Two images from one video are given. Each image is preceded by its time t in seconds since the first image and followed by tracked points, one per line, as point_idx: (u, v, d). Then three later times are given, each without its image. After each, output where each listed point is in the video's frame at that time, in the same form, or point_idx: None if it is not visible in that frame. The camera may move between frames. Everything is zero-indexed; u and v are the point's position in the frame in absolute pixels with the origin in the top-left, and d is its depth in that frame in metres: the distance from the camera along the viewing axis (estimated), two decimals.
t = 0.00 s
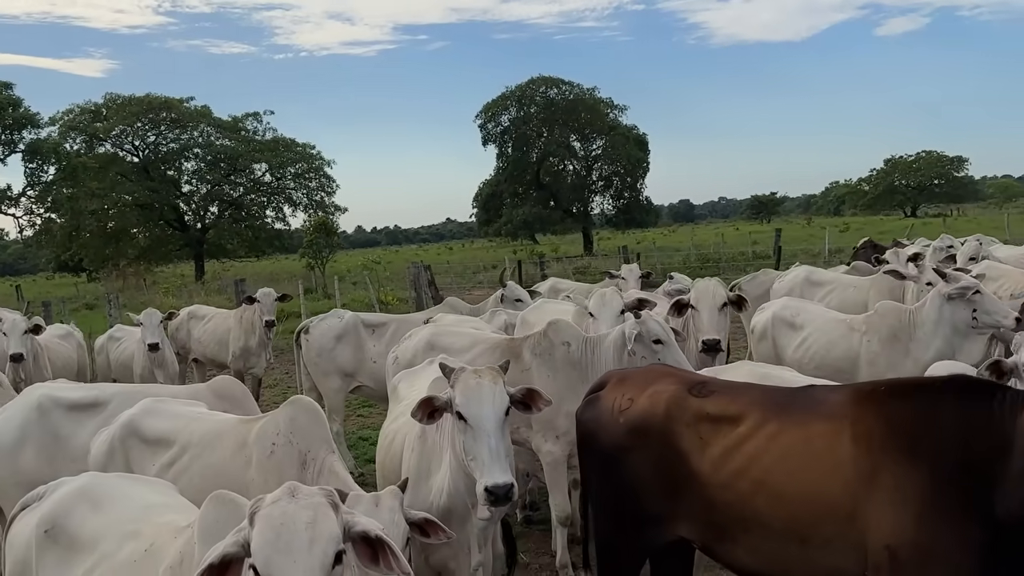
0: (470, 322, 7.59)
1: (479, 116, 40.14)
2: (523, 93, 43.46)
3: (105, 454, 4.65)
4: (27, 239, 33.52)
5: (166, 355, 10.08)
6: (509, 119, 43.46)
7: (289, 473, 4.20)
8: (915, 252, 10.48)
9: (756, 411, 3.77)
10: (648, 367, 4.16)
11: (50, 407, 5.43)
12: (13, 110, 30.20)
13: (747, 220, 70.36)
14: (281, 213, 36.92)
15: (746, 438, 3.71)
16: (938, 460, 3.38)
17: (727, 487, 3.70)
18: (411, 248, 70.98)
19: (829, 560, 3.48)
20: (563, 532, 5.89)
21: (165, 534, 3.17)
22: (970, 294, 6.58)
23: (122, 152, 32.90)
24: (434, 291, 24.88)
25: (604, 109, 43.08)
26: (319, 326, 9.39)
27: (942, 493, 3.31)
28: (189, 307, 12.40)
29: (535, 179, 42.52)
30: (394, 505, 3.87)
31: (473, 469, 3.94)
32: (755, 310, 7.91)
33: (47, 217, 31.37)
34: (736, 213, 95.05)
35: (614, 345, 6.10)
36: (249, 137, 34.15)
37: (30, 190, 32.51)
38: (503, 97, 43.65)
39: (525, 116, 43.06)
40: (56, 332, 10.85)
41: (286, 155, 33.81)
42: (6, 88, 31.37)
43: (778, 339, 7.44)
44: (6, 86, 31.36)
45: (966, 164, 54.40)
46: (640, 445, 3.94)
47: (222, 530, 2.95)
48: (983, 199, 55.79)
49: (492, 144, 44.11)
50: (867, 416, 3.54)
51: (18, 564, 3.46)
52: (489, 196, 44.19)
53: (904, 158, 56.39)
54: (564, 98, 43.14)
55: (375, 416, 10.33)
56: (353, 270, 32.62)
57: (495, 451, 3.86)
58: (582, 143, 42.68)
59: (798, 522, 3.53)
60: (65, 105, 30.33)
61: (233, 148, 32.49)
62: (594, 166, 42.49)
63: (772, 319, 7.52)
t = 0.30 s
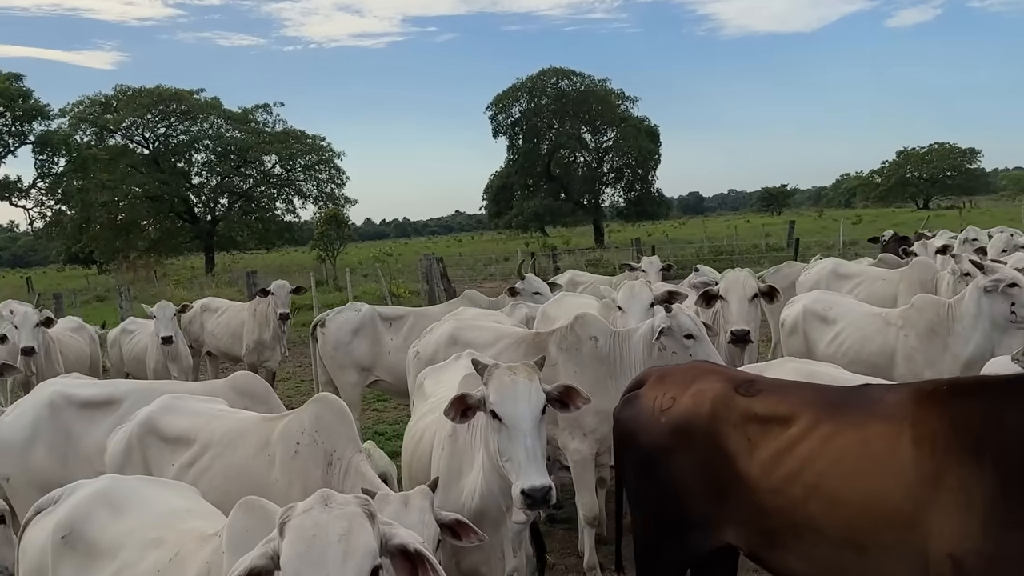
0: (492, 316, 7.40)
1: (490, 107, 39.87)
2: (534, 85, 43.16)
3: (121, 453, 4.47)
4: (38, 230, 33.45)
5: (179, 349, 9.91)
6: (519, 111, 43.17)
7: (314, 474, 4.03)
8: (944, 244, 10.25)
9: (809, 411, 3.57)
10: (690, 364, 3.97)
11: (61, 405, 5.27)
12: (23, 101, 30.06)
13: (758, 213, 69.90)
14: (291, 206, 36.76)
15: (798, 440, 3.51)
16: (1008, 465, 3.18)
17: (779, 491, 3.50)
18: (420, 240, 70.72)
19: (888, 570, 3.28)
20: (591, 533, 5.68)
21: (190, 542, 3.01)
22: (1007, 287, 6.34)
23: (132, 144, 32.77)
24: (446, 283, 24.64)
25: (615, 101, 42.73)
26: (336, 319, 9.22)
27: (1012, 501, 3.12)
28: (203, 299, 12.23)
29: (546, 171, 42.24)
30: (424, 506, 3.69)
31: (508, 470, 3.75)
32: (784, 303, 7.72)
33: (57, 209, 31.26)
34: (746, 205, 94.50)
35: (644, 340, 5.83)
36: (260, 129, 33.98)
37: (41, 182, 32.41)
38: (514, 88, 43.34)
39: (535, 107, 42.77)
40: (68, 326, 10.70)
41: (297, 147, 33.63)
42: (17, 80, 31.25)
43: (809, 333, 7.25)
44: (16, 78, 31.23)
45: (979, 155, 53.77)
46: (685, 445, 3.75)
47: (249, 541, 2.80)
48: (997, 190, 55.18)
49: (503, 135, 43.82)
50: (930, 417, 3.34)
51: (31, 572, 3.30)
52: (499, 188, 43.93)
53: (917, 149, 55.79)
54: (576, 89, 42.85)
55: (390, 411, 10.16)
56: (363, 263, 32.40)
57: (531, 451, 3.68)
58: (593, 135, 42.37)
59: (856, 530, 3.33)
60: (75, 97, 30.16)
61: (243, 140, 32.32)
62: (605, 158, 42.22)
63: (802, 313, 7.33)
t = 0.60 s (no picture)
0: (520, 309, 7.21)
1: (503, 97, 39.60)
2: (549, 75, 42.83)
3: (140, 451, 4.28)
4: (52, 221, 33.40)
5: (196, 340, 9.72)
6: (534, 102, 42.86)
7: (342, 476, 3.82)
8: (977, 235, 9.99)
9: (870, 410, 3.35)
10: (740, 361, 3.76)
11: (76, 402, 5.10)
12: (37, 91, 29.95)
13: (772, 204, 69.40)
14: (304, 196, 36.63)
15: (861, 441, 3.30)
16: None
17: (837, 495, 3.30)
18: (432, 232, 70.47)
19: None
20: (623, 532, 5.44)
21: (219, 549, 2.82)
22: None
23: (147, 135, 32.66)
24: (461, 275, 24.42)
25: (630, 91, 42.38)
26: (356, 311, 9.03)
27: None
28: (219, 291, 12.06)
29: (560, 162, 41.91)
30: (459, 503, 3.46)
31: (548, 470, 3.55)
32: (820, 296, 7.49)
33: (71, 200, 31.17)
34: (759, 197, 93.93)
35: (677, 334, 5.64)
36: (274, 120, 33.85)
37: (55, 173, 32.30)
38: (529, 79, 43.02)
39: (550, 98, 42.45)
40: (84, 317, 10.54)
41: (310, 137, 33.48)
42: (31, 70, 31.16)
43: (846, 327, 7.02)
44: (31, 68, 31.14)
45: (997, 146, 53.18)
46: (737, 447, 3.54)
47: (285, 551, 2.61)
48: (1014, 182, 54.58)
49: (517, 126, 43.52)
50: (1003, 418, 3.12)
51: None
52: (513, 179, 43.67)
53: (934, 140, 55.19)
54: (590, 79, 42.54)
55: (410, 405, 9.97)
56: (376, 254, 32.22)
57: (574, 450, 3.46)
58: (607, 125, 42.03)
59: (924, 538, 3.11)
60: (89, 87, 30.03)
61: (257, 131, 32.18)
62: (620, 149, 41.92)
63: (840, 305, 7.09)
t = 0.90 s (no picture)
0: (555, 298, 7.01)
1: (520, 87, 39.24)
2: (566, 64, 42.42)
3: (170, 442, 4.12)
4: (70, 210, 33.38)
5: (219, 331, 9.58)
6: (552, 92, 42.45)
7: (382, 470, 3.64)
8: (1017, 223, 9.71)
9: (946, 404, 3.14)
10: (804, 353, 3.56)
11: (101, 393, 4.95)
12: (56, 80, 29.87)
13: (789, 195, 68.77)
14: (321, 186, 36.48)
15: (938, 438, 3.09)
16: None
17: (911, 495, 3.09)
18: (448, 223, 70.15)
19: None
20: (665, 528, 5.28)
21: (259, 548, 2.64)
22: None
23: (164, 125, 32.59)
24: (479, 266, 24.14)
25: (648, 81, 41.94)
26: (382, 300, 8.85)
27: None
28: (241, 279, 11.93)
29: (578, 152, 41.40)
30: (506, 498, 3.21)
31: (602, 467, 3.34)
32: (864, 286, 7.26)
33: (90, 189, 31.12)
34: (776, 188, 93.18)
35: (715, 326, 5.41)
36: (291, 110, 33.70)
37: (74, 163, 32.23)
38: (546, 68, 42.62)
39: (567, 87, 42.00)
40: (106, 306, 10.42)
41: (327, 127, 33.31)
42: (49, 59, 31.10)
43: (891, 316, 6.79)
44: (49, 57, 31.07)
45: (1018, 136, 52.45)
46: (803, 442, 3.34)
47: (332, 553, 2.43)
48: None
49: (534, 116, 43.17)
50: None
51: None
52: (530, 169, 43.36)
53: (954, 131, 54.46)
54: (608, 69, 42.17)
55: (435, 395, 9.80)
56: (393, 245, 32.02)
57: (631, 445, 3.26)
58: (625, 115, 41.64)
59: (1007, 543, 2.90)
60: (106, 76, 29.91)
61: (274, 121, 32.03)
62: (638, 139, 41.55)
63: (885, 294, 6.86)
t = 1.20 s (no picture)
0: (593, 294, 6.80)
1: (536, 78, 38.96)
2: (583, 56, 42.12)
3: (212, 446, 3.93)
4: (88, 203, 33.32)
5: (246, 325, 9.42)
6: (567, 83, 42.14)
7: (437, 477, 3.44)
8: None
9: None
10: (887, 354, 3.35)
11: (137, 392, 4.78)
12: (73, 72, 29.69)
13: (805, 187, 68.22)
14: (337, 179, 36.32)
15: None
16: None
17: (1012, 509, 2.89)
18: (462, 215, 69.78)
19: None
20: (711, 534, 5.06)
21: (325, 558, 2.45)
22: None
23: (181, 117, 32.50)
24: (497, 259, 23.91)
25: (665, 72, 41.57)
26: (412, 294, 8.65)
27: None
28: (264, 273, 11.76)
29: (594, 144, 41.14)
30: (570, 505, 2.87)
31: (676, 477, 3.13)
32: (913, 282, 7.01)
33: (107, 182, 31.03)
34: (791, 180, 92.54)
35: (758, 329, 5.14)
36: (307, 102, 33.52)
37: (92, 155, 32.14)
38: (563, 60, 42.30)
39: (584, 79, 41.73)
40: (130, 299, 10.26)
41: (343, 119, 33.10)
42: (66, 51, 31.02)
43: (944, 312, 6.55)
44: (66, 49, 30.98)
45: None
46: (892, 450, 3.13)
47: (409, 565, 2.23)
48: None
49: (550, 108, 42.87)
50: None
51: None
52: (546, 161, 43.07)
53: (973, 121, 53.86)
54: (625, 60, 41.85)
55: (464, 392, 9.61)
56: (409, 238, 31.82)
57: (708, 454, 3.05)
58: (642, 107, 41.31)
59: None
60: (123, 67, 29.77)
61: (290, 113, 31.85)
62: (654, 130, 41.20)
63: (937, 290, 6.62)
